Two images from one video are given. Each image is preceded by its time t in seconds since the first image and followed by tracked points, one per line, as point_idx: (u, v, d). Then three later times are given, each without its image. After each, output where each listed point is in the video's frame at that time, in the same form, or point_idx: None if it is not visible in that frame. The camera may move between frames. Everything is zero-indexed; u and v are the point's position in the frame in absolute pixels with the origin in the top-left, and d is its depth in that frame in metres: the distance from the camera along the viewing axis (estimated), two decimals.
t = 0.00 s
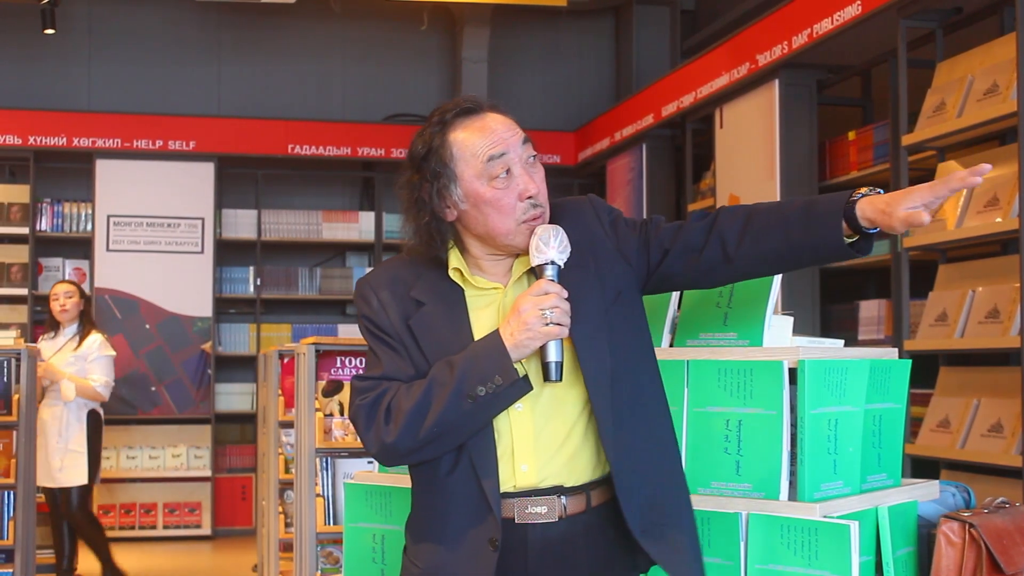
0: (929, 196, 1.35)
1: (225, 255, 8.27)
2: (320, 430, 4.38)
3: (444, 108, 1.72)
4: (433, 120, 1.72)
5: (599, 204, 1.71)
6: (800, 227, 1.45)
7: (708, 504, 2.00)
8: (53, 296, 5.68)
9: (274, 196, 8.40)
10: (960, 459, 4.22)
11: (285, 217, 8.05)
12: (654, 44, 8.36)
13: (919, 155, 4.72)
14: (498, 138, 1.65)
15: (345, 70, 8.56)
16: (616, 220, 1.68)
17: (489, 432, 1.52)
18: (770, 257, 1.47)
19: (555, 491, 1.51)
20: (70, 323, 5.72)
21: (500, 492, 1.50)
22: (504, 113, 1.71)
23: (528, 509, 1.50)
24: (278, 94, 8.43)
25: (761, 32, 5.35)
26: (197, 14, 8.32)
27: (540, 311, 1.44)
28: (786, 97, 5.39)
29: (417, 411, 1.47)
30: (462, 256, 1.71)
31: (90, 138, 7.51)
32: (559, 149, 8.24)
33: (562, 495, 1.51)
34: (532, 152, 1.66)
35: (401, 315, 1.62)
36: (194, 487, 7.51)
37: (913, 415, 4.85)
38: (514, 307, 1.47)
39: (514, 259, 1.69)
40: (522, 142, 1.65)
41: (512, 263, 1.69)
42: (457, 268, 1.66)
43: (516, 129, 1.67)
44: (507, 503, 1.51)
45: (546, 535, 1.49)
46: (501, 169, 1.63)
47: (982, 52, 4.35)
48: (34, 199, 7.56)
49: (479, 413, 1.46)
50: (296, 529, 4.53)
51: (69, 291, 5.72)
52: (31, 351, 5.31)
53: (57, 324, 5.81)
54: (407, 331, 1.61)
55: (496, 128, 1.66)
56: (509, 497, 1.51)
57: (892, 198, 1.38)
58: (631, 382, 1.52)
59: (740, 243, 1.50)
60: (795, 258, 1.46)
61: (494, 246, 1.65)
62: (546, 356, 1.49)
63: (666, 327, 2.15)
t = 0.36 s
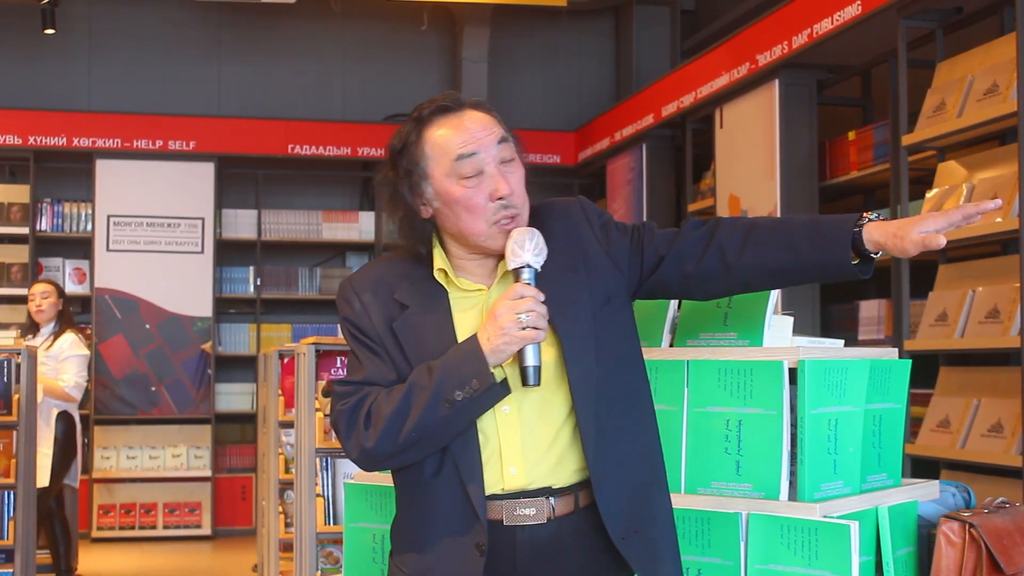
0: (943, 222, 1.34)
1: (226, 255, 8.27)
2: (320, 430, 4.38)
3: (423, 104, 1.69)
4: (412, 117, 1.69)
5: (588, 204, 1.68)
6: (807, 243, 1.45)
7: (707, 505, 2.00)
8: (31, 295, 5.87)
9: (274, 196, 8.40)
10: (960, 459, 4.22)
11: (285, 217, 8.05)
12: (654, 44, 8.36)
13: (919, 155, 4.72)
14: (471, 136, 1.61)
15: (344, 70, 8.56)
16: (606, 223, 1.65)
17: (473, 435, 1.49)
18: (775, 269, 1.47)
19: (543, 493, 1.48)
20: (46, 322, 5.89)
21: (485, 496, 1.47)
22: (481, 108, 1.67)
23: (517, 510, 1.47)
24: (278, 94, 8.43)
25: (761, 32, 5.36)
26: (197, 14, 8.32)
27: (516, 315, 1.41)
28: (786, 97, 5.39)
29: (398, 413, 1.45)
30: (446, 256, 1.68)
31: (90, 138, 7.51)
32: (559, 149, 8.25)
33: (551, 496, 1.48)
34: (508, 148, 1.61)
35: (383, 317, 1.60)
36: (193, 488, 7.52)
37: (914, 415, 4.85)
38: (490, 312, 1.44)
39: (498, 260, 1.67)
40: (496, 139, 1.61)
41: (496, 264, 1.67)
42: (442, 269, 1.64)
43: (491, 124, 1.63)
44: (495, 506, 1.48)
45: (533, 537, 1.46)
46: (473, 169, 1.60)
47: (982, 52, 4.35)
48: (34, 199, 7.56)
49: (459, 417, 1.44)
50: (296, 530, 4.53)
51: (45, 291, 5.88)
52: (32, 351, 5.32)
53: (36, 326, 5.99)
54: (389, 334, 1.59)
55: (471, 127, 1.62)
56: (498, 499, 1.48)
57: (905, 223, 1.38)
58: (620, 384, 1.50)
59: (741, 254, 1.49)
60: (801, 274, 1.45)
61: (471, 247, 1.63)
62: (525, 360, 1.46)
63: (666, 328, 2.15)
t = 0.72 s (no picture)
0: (914, 208, 1.26)
1: (226, 255, 8.27)
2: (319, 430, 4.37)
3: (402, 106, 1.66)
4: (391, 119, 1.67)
5: (584, 203, 1.64)
6: (785, 236, 1.37)
7: (707, 505, 2.00)
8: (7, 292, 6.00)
9: (274, 196, 8.41)
10: (960, 459, 4.22)
11: (285, 217, 8.05)
12: (655, 44, 8.37)
13: (919, 155, 4.72)
14: (413, 142, 1.55)
15: (344, 70, 8.56)
16: (598, 223, 1.60)
17: (430, 442, 1.49)
18: (757, 264, 1.38)
19: (524, 493, 1.45)
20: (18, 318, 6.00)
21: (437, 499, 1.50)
22: (436, 107, 1.60)
23: (495, 511, 1.45)
24: (278, 94, 8.43)
25: (761, 33, 5.36)
26: (196, 14, 8.31)
27: (429, 332, 1.37)
28: (787, 96, 5.39)
29: (350, 421, 1.52)
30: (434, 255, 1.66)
31: (90, 138, 7.51)
32: (559, 149, 8.25)
33: (531, 497, 1.45)
34: (450, 151, 1.54)
35: (363, 321, 1.62)
36: (193, 488, 7.52)
37: (913, 415, 4.85)
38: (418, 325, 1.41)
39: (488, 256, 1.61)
40: (437, 143, 1.54)
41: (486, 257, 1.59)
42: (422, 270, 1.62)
43: (434, 127, 1.56)
44: (478, 504, 1.47)
45: (514, 535, 1.44)
46: (414, 177, 1.55)
47: (982, 52, 4.35)
48: (34, 199, 7.55)
49: (397, 431, 1.46)
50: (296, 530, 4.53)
51: (17, 289, 5.99)
52: (32, 351, 5.32)
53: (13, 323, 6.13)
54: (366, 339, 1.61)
55: (416, 134, 1.56)
56: (480, 498, 1.47)
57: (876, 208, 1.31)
58: (610, 386, 1.46)
59: (721, 252, 1.41)
60: (786, 267, 1.37)
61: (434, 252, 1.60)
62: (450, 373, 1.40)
63: (666, 329, 2.14)
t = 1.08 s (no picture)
0: (831, 238, 1.22)
1: (226, 255, 8.27)
2: (319, 430, 4.37)
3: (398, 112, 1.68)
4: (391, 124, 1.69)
5: (585, 206, 1.61)
6: (734, 257, 1.32)
7: (707, 505, 1.99)
8: None
9: (274, 196, 8.41)
10: (960, 459, 4.22)
11: (285, 217, 8.05)
12: (655, 43, 8.36)
13: (919, 155, 4.72)
14: (400, 147, 1.57)
15: (344, 70, 8.56)
16: (593, 228, 1.57)
17: (418, 441, 1.52)
18: (717, 284, 1.34)
19: (506, 495, 1.46)
20: None
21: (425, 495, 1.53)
22: (424, 110, 1.60)
23: (475, 511, 1.46)
24: (277, 94, 8.43)
25: (761, 33, 5.36)
26: (196, 14, 8.32)
27: (401, 332, 1.40)
28: (787, 96, 5.39)
29: (350, 416, 1.58)
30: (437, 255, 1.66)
31: (90, 138, 7.51)
32: (559, 149, 8.25)
33: (513, 499, 1.45)
34: (434, 153, 1.54)
35: (370, 319, 1.64)
36: (194, 487, 7.52)
37: (913, 415, 4.85)
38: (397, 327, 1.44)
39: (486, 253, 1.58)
40: (420, 146, 1.55)
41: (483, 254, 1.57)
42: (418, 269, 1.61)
43: (420, 132, 1.56)
44: (461, 503, 1.48)
45: (500, 536, 1.45)
46: (402, 181, 1.56)
47: (982, 51, 4.35)
48: (34, 199, 7.55)
49: (384, 429, 1.50)
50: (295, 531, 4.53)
51: None
52: (32, 351, 5.32)
53: None
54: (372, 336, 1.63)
55: (401, 140, 1.57)
56: (463, 498, 1.48)
57: (805, 234, 1.26)
58: (580, 395, 1.44)
59: (688, 266, 1.38)
60: (750, 285, 1.32)
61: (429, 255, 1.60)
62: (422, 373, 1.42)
63: (666, 329, 2.14)
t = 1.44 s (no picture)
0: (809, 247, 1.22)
1: (226, 255, 8.27)
2: (319, 430, 4.37)
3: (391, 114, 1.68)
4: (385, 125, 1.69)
5: (583, 206, 1.60)
6: (722, 262, 1.32)
7: (707, 505, 1.99)
8: None
9: (274, 196, 8.41)
10: (960, 459, 4.22)
11: (285, 217, 8.05)
12: (655, 43, 8.37)
13: (919, 155, 4.72)
14: (400, 147, 1.56)
15: (344, 69, 8.56)
16: (589, 227, 1.56)
17: (418, 440, 1.53)
18: (705, 288, 1.34)
19: (502, 494, 1.45)
20: None
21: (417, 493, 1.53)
22: (425, 110, 1.60)
23: (470, 511, 1.46)
24: (277, 94, 8.43)
25: (761, 33, 5.36)
26: (196, 14, 8.32)
27: (397, 332, 1.40)
28: (788, 96, 5.39)
29: (350, 416, 1.59)
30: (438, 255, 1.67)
31: (90, 138, 7.51)
32: (559, 148, 8.25)
33: (508, 499, 1.45)
34: (432, 155, 1.54)
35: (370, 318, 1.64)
36: (193, 487, 7.52)
37: (913, 415, 4.85)
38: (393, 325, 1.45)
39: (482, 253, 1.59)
40: (418, 147, 1.54)
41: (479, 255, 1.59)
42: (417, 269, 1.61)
43: (419, 132, 1.56)
44: (456, 503, 1.48)
45: (497, 535, 1.44)
46: (399, 181, 1.56)
47: (983, 51, 4.35)
48: (34, 199, 7.55)
49: (382, 427, 1.51)
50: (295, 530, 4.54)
51: None
52: (32, 351, 5.31)
53: None
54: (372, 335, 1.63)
55: (396, 141, 1.57)
56: (458, 497, 1.48)
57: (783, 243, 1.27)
58: (571, 396, 1.44)
59: (678, 269, 1.38)
60: (736, 290, 1.31)
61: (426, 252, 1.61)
62: (417, 373, 1.42)
63: (666, 330, 2.14)
